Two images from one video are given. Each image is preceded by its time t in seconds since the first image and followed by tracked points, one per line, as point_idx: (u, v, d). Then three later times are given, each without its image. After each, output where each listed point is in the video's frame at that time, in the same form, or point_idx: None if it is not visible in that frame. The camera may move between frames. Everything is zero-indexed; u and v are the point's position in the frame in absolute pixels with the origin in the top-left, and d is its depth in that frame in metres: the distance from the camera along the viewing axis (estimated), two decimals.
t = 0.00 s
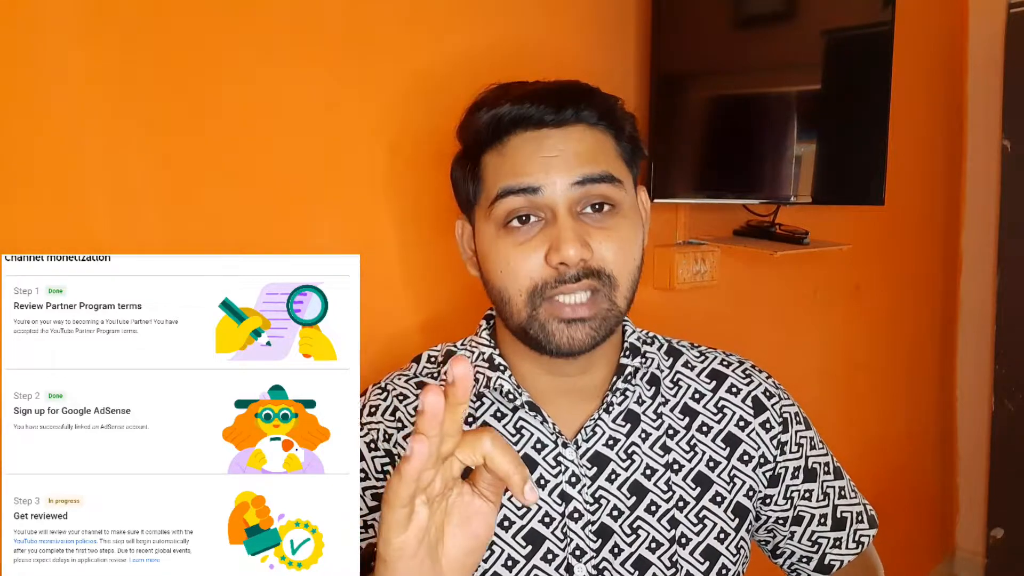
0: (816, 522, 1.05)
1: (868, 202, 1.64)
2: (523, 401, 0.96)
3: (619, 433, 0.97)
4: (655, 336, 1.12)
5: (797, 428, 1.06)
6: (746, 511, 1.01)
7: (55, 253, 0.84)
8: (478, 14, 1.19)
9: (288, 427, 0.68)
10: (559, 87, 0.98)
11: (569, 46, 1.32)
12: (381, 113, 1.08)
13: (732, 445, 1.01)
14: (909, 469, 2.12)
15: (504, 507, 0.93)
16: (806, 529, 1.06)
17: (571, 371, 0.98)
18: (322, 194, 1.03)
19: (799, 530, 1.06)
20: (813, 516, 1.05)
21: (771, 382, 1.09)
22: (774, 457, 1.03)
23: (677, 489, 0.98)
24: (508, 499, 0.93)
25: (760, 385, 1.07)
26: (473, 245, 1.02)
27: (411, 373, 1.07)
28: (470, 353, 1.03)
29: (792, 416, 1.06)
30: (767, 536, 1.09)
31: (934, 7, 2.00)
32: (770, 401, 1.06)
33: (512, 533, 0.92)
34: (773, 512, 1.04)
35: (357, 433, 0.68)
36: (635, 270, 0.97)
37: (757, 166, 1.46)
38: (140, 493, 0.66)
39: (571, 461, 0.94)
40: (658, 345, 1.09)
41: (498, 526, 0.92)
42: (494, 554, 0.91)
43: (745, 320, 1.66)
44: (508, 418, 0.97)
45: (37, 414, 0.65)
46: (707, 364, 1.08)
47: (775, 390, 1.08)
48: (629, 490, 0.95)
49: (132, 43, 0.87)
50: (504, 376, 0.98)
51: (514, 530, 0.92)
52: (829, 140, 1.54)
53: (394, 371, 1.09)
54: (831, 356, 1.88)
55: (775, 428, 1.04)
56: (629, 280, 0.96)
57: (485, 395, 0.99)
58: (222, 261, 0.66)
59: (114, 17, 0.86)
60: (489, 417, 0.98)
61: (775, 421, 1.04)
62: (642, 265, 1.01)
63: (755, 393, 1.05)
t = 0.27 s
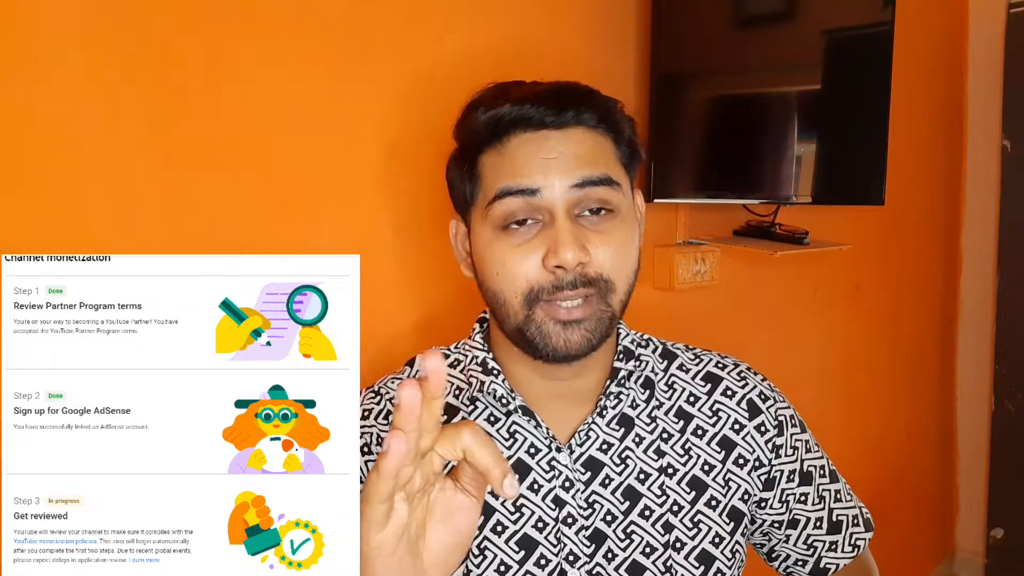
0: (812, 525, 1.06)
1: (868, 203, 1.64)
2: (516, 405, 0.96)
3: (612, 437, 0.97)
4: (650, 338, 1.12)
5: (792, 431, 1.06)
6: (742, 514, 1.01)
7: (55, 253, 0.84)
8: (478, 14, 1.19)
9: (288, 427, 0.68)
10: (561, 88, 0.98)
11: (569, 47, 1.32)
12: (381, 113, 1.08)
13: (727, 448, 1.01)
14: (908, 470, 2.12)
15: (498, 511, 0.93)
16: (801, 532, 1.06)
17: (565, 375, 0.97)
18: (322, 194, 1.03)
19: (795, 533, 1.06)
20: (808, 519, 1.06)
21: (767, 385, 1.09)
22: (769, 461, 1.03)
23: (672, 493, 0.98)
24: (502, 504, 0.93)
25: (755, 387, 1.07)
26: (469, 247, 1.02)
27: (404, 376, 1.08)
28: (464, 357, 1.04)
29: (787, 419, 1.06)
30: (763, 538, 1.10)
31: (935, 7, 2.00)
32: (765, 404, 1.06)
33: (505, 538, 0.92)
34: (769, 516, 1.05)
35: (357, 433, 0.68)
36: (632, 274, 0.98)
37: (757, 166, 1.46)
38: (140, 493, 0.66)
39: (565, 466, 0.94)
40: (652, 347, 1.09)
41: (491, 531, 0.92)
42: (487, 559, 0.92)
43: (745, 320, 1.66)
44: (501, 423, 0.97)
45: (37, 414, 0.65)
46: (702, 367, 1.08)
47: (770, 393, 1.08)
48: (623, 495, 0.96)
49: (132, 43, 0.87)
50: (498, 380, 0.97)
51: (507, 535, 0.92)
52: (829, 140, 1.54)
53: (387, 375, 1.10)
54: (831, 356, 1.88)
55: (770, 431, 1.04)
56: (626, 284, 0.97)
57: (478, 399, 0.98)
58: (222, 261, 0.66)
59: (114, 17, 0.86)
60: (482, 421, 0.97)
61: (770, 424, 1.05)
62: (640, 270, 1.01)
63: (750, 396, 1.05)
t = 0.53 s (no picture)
0: (818, 521, 1.05)
1: (867, 203, 1.64)
2: (514, 401, 0.98)
3: (613, 432, 0.98)
4: (652, 333, 1.13)
5: (797, 426, 1.06)
6: (744, 511, 1.01)
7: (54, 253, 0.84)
8: (478, 14, 1.19)
9: (288, 427, 0.68)
10: (539, 83, 0.99)
11: (569, 47, 1.32)
12: (381, 113, 1.08)
13: (729, 443, 1.01)
14: (909, 469, 2.12)
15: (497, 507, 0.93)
16: (807, 528, 1.05)
17: (564, 371, 0.99)
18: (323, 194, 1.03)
19: (800, 530, 1.05)
20: (814, 516, 1.05)
21: (770, 380, 1.09)
22: (773, 457, 1.03)
23: (673, 488, 0.98)
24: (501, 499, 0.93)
25: (758, 383, 1.07)
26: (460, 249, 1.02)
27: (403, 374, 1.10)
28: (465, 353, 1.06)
29: (792, 414, 1.06)
30: (768, 535, 1.09)
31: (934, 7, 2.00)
32: (769, 399, 1.06)
33: (505, 534, 0.92)
34: (773, 512, 1.04)
35: (357, 433, 0.68)
36: (624, 263, 0.98)
37: (757, 166, 1.46)
38: (140, 493, 0.66)
39: (565, 461, 0.94)
40: (654, 343, 1.10)
41: (491, 527, 0.92)
42: (486, 555, 0.92)
43: (745, 320, 1.66)
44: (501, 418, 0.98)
45: (37, 414, 0.65)
46: (705, 362, 1.08)
47: (774, 388, 1.08)
48: (623, 491, 0.96)
49: (132, 43, 0.87)
50: (497, 376, 1.00)
51: (507, 531, 0.92)
52: (829, 140, 1.54)
53: (385, 373, 1.12)
54: (832, 356, 1.88)
55: (774, 427, 1.04)
56: (619, 273, 0.97)
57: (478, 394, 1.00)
58: (222, 261, 0.66)
59: (114, 17, 0.86)
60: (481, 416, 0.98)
61: (774, 419, 1.05)
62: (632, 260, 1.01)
63: (753, 392, 1.05)
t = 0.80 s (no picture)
0: (824, 525, 1.04)
1: (867, 203, 1.64)
2: (518, 401, 0.97)
3: (618, 434, 0.96)
4: (658, 333, 1.12)
5: (805, 429, 1.05)
6: (751, 514, 1.00)
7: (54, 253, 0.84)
8: (478, 14, 1.19)
9: (288, 427, 0.68)
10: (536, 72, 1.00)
11: (569, 47, 1.32)
12: (382, 113, 1.08)
13: (737, 446, 1.00)
14: (908, 469, 2.12)
15: (500, 510, 0.93)
16: (813, 532, 1.04)
17: (567, 368, 0.98)
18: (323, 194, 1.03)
19: (806, 533, 1.05)
20: (821, 520, 1.04)
21: (779, 382, 1.08)
22: (781, 460, 1.02)
23: (680, 492, 0.97)
24: (504, 502, 0.94)
25: (767, 384, 1.06)
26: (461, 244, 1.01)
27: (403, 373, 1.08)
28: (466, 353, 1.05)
29: (800, 416, 1.05)
30: (774, 539, 1.08)
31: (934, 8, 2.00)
32: (777, 401, 1.04)
33: (508, 537, 0.92)
34: (780, 516, 1.03)
35: (357, 433, 0.68)
36: (625, 251, 0.95)
37: (757, 166, 1.46)
38: (140, 493, 0.66)
39: (569, 463, 0.94)
40: (661, 343, 1.09)
41: (493, 530, 0.93)
42: (488, 559, 0.92)
43: (745, 320, 1.66)
44: (504, 419, 0.97)
45: (37, 414, 0.65)
46: (712, 362, 1.07)
47: (783, 390, 1.06)
48: (629, 493, 0.95)
49: (132, 43, 0.87)
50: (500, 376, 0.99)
51: (510, 534, 0.92)
52: (829, 140, 1.54)
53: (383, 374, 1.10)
54: (831, 356, 1.88)
55: (782, 429, 1.03)
56: (619, 262, 0.94)
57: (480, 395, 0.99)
58: (222, 261, 0.66)
59: (114, 17, 0.86)
60: (484, 417, 0.98)
61: (782, 422, 1.03)
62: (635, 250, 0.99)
63: (762, 393, 1.04)
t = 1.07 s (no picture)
0: (831, 529, 1.03)
1: (867, 203, 1.64)
2: (522, 405, 0.97)
3: (623, 438, 0.96)
4: (664, 335, 1.12)
5: (813, 433, 1.03)
6: (758, 519, 0.99)
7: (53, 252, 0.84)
8: (478, 14, 1.19)
9: (288, 427, 0.68)
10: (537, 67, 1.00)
11: (569, 47, 1.32)
12: (382, 112, 1.08)
13: (744, 451, 0.99)
14: (909, 469, 2.12)
15: (503, 515, 0.93)
16: (819, 536, 1.03)
17: (572, 370, 0.98)
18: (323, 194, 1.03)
19: (813, 537, 1.04)
20: (828, 524, 1.03)
21: (788, 385, 1.07)
22: (789, 464, 1.01)
23: (686, 497, 0.96)
24: (507, 507, 0.93)
25: (775, 387, 1.04)
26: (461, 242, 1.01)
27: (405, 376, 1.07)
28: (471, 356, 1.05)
29: (808, 420, 1.04)
30: (780, 543, 1.07)
31: (934, 8, 2.00)
32: (786, 404, 1.04)
33: (511, 543, 0.92)
34: (787, 520, 1.02)
35: (357, 433, 0.68)
36: (628, 249, 0.95)
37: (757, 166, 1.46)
38: (140, 493, 0.66)
39: (573, 468, 0.93)
40: (667, 344, 1.09)
41: (497, 536, 0.93)
42: (490, 564, 0.92)
43: (745, 319, 1.66)
44: (507, 423, 0.97)
45: (37, 414, 0.65)
46: (720, 365, 1.07)
47: (791, 394, 1.05)
48: (634, 499, 0.94)
49: (131, 43, 0.87)
50: (503, 380, 0.99)
51: (514, 540, 0.92)
52: (828, 140, 1.54)
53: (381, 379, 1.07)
54: (831, 356, 1.88)
55: (790, 433, 1.01)
56: (622, 259, 0.94)
57: (483, 399, 1.00)
58: (222, 261, 0.66)
59: (113, 17, 0.86)
60: (487, 421, 0.98)
61: (791, 426, 1.02)
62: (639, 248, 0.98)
63: (770, 397, 1.03)
